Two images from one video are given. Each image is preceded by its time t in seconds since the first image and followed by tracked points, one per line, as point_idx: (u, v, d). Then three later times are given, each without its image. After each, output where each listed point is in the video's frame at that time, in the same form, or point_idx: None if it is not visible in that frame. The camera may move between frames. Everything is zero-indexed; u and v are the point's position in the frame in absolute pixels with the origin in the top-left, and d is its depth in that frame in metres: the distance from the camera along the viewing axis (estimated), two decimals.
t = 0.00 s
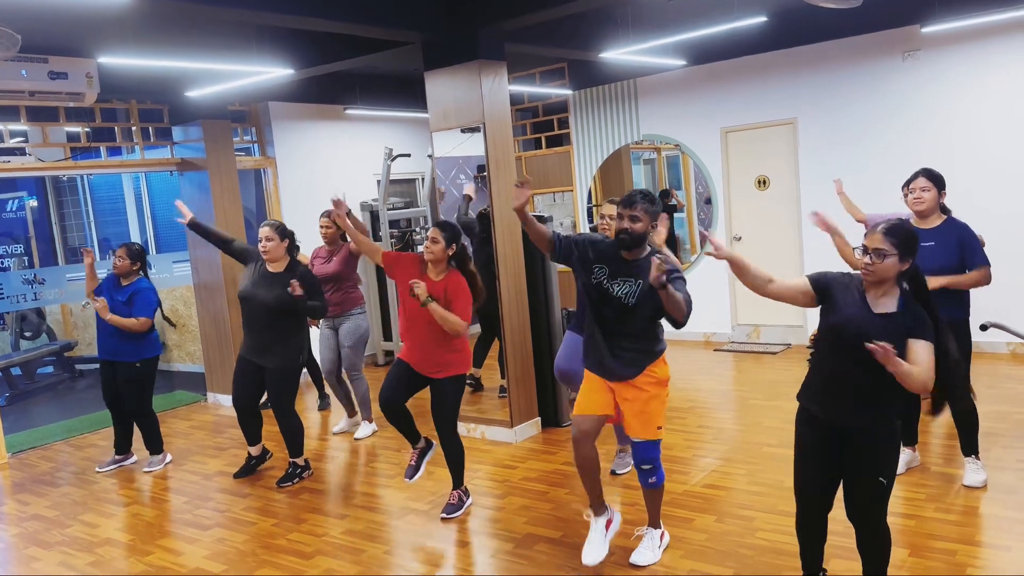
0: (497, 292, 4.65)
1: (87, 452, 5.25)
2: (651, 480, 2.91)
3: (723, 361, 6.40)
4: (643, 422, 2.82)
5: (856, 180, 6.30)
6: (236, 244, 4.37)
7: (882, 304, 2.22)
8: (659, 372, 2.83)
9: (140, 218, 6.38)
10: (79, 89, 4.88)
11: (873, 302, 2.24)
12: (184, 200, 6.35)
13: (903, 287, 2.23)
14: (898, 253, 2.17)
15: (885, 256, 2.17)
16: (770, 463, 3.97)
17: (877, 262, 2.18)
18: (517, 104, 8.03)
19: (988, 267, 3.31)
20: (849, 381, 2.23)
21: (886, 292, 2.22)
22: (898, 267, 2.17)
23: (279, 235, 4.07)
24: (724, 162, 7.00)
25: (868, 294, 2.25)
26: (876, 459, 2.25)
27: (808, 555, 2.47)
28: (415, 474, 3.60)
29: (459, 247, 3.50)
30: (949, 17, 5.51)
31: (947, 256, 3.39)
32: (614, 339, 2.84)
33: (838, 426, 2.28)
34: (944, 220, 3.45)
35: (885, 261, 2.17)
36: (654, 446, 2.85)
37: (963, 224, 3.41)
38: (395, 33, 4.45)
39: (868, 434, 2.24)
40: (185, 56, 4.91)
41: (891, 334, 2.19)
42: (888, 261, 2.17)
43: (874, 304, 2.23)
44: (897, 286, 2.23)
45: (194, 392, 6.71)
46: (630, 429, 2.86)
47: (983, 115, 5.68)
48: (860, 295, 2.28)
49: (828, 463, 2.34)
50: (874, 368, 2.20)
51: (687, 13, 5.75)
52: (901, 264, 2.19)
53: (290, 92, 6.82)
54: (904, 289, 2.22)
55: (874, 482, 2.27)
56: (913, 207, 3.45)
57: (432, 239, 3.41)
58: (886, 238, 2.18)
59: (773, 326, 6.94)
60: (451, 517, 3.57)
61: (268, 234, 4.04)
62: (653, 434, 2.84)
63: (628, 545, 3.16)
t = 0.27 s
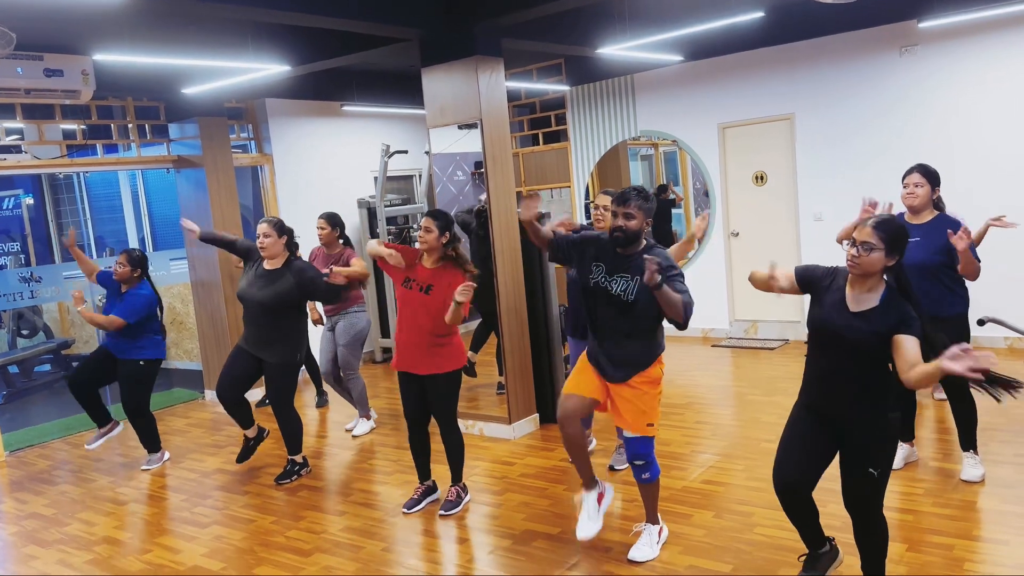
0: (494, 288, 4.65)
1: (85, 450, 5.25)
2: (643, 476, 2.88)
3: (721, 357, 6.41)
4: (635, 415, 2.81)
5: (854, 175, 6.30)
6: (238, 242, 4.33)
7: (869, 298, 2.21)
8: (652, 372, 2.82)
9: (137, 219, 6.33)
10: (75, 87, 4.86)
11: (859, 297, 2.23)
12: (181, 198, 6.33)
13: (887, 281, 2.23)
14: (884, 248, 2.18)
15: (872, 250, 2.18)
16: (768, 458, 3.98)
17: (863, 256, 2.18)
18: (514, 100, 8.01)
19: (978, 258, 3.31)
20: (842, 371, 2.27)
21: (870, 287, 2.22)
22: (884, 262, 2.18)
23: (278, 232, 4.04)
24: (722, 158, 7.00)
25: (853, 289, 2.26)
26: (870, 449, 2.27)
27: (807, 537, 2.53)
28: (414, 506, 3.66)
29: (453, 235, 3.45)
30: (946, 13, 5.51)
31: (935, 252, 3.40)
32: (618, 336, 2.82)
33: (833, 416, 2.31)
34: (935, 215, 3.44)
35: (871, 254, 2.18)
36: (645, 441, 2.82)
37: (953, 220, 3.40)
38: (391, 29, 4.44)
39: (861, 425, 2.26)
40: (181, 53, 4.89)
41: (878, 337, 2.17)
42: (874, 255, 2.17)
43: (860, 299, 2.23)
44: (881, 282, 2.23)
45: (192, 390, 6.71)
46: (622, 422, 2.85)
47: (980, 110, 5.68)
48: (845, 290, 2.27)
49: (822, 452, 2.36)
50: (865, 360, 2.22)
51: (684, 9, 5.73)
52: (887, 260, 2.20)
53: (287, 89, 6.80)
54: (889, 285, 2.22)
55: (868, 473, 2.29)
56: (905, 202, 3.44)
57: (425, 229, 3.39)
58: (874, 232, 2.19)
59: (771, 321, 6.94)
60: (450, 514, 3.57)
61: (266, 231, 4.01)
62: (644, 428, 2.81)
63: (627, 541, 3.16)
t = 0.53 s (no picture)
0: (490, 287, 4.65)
1: (84, 450, 5.25)
2: (643, 486, 2.88)
3: (719, 355, 6.41)
4: (633, 422, 2.81)
5: (851, 172, 6.31)
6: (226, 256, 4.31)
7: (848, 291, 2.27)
8: (654, 380, 2.84)
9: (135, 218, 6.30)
10: (72, 87, 4.86)
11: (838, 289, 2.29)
12: (179, 198, 6.33)
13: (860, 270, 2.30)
14: (852, 237, 2.24)
15: (841, 241, 2.24)
16: (766, 456, 3.98)
17: (835, 249, 2.24)
18: (512, 99, 8.01)
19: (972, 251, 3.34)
20: (816, 372, 2.27)
21: (846, 278, 2.29)
22: (854, 251, 2.24)
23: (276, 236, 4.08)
24: (719, 156, 7.00)
25: (830, 283, 2.32)
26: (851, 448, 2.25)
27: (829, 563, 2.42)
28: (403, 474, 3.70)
29: (449, 248, 3.46)
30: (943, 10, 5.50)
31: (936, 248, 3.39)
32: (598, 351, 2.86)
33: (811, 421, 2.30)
34: (937, 214, 3.43)
35: (841, 246, 2.24)
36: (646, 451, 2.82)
37: (955, 216, 3.39)
38: (388, 28, 4.43)
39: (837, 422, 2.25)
40: (178, 52, 4.89)
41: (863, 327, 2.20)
42: (844, 246, 2.24)
43: (839, 291, 2.29)
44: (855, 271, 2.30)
45: (190, 390, 6.71)
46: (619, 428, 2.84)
47: (977, 107, 5.69)
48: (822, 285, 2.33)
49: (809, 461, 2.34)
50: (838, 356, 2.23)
51: (682, 7, 5.73)
52: (858, 248, 2.26)
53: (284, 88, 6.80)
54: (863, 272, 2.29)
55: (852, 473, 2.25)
56: (905, 203, 3.44)
57: (421, 239, 3.40)
58: (838, 223, 2.24)
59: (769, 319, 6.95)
60: (450, 513, 3.58)
61: (263, 234, 4.04)
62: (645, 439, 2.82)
63: (624, 539, 3.17)
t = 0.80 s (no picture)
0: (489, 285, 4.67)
1: (83, 453, 5.25)
2: (630, 475, 2.86)
3: (718, 355, 6.42)
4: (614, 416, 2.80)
5: (850, 172, 6.31)
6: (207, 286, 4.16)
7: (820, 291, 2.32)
8: (629, 371, 2.78)
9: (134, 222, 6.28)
10: (70, 89, 4.87)
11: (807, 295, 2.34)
12: (178, 200, 6.34)
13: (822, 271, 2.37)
14: (809, 241, 2.33)
15: (800, 245, 2.31)
16: (765, 456, 3.99)
17: (797, 254, 2.31)
18: (510, 100, 8.01)
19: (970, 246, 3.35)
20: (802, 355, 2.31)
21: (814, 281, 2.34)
22: (815, 252, 2.33)
23: (261, 232, 4.04)
24: (718, 156, 7.01)
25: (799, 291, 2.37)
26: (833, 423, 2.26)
27: (828, 562, 2.42)
28: (409, 504, 3.68)
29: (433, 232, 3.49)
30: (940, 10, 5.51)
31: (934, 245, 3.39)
32: (608, 314, 2.81)
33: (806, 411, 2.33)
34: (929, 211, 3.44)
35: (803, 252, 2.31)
36: (627, 441, 2.79)
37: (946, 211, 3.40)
38: (385, 30, 4.43)
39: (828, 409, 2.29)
40: (176, 55, 4.90)
41: (842, 315, 2.24)
42: (805, 250, 2.31)
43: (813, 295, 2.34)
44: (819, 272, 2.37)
45: (189, 392, 6.71)
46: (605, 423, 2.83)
47: (975, 107, 5.69)
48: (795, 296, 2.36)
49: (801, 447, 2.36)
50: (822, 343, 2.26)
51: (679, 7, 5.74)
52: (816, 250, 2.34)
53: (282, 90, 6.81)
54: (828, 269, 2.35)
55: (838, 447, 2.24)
56: (897, 203, 3.44)
57: (405, 227, 3.42)
58: (796, 231, 2.33)
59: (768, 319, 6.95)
60: (450, 515, 3.58)
61: (251, 231, 4.01)
62: (625, 429, 2.79)
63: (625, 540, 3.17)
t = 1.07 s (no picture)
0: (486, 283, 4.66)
1: (84, 455, 5.25)
2: (587, 432, 2.86)
3: (719, 355, 6.42)
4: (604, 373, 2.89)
5: (850, 172, 6.31)
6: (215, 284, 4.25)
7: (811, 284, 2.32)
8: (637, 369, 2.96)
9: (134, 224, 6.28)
10: (70, 91, 4.88)
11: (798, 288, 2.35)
12: (177, 203, 6.34)
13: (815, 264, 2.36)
14: (802, 235, 2.32)
15: (794, 241, 2.30)
16: (766, 457, 3.99)
17: (791, 249, 2.30)
18: (510, 102, 8.03)
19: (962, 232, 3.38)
20: (799, 355, 2.29)
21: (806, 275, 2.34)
22: (808, 247, 2.32)
23: (244, 241, 4.13)
24: (717, 157, 7.01)
25: (792, 283, 2.37)
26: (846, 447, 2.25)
27: (829, 562, 2.42)
28: (410, 507, 3.69)
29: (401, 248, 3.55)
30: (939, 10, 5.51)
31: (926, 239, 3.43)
32: (604, 326, 2.91)
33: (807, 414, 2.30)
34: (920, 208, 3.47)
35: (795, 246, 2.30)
36: (596, 393, 2.84)
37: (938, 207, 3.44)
38: (384, 32, 4.43)
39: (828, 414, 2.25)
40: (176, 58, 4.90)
41: (823, 306, 2.24)
42: (798, 245, 2.30)
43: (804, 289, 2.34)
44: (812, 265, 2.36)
45: (190, 394, 6.71)
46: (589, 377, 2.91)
47: (975, 107, 5.69)
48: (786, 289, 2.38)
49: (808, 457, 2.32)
50: (804, 332, 2.26)
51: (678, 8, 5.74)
52: (809, 245, 2.34)
53: (282, 92, 6.82)
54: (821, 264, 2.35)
55: (850, 472, 2.27)
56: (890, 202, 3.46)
57: (375, 245, 3.48)
58: (788, 225, 2.31)
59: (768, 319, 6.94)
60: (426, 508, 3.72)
61: (234, 239, 4.12)
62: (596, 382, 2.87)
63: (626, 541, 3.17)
